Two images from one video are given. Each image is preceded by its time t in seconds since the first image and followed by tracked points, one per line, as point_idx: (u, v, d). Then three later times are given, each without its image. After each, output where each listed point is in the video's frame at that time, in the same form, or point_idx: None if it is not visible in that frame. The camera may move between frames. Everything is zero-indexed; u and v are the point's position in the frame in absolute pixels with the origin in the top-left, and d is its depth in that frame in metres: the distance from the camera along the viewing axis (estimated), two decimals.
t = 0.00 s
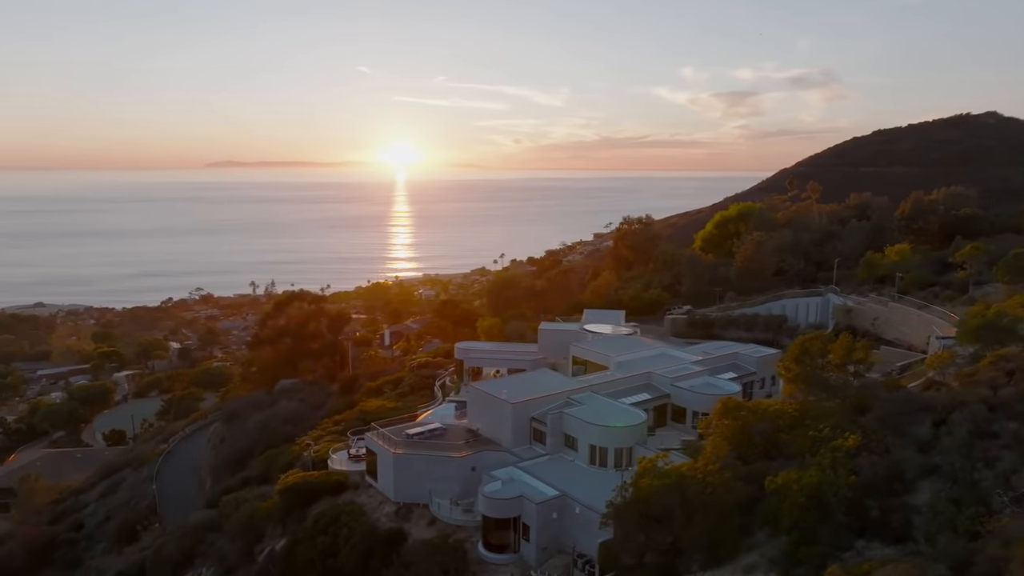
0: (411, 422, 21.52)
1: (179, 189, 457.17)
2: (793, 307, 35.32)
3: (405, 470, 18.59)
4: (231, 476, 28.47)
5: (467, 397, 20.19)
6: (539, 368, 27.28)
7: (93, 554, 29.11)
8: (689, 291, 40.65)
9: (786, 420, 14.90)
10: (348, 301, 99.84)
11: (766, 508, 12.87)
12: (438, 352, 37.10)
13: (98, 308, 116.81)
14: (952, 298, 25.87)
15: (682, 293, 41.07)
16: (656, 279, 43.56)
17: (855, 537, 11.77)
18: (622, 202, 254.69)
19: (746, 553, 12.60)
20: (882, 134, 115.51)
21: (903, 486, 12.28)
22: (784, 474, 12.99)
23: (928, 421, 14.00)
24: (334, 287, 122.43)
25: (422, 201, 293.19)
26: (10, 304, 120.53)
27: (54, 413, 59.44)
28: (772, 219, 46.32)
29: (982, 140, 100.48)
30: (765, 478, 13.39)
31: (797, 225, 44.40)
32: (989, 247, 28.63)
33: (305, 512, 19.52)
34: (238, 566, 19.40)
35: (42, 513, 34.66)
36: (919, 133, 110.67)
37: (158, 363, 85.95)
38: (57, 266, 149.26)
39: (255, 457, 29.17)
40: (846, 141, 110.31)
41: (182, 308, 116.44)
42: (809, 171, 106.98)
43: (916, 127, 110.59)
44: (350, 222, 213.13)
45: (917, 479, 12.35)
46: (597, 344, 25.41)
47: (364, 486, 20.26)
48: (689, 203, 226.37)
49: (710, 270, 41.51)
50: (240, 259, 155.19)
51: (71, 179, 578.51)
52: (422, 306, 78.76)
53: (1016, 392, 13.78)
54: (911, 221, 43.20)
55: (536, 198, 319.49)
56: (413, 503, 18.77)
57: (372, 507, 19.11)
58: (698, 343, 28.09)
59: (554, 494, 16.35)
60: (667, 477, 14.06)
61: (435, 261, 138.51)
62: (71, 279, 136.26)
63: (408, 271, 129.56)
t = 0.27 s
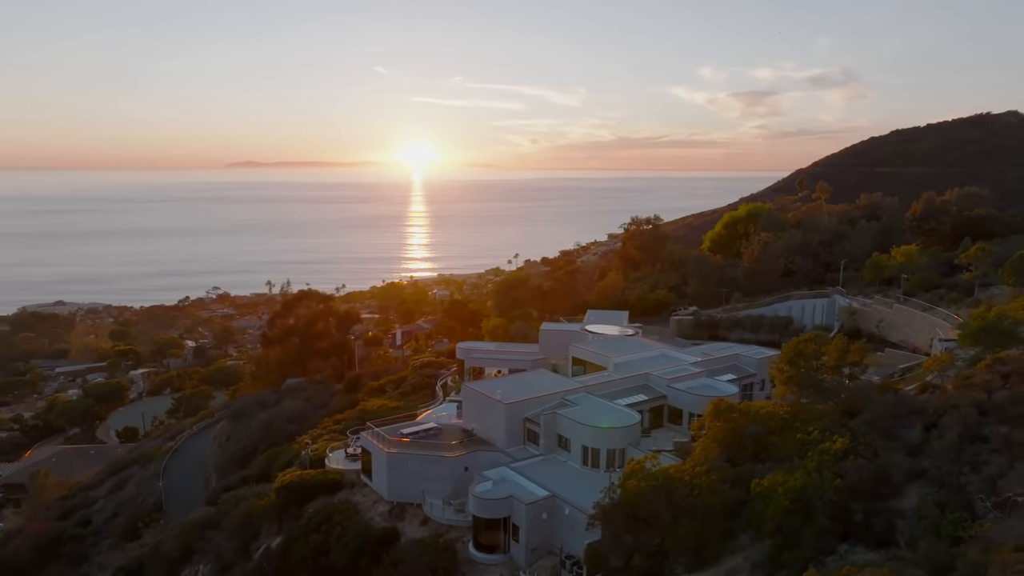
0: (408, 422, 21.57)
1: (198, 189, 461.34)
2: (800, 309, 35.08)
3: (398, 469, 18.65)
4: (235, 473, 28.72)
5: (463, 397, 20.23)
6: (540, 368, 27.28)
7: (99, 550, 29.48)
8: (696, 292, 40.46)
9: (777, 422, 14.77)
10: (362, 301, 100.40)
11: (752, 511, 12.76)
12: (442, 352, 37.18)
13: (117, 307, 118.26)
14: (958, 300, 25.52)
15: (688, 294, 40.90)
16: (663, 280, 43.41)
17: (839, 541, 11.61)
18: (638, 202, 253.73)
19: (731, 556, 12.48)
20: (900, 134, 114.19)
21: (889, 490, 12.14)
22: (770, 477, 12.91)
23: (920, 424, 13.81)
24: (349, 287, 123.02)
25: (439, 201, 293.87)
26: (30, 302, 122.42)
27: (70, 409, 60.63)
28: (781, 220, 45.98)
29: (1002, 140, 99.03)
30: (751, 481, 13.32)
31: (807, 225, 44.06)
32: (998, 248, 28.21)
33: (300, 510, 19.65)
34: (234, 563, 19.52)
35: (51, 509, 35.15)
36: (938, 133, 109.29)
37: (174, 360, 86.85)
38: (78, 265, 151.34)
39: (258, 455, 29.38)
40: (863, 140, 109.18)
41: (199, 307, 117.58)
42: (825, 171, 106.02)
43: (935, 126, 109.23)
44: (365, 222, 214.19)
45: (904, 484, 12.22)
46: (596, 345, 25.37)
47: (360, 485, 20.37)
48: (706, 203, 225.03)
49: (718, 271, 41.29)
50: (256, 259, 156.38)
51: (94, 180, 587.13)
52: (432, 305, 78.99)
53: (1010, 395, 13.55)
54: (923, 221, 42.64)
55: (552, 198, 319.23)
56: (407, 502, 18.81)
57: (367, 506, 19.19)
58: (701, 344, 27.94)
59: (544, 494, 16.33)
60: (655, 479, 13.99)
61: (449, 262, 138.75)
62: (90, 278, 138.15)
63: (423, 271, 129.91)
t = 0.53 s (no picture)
0: (405, 420, 21.66)
1: (217, 189, 465.54)
2: (806, 310, 34.79)
3: (391, 467, 18.70)
4: (238, 469, 28.98)
5: (458, 397, 20.25)
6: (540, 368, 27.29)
7: (105, 544, 29.85)
8: (703, 293, 40.26)
9: (767, 424, 14.63)
10: (376, 301, 100.86)
11: (737, 514, 12.68)
12: (447, 352, 37.30)
13: (135, 305, 119.65)
14: (964, 302, 25.18)
15: (695, 295, 40.67)
16: (671, 281, 43.26)
17: (820, 545, 11.50)
18: (654, 203, 252.69)
19: (713, 559, 12.40)
20: (919, 134, 112.86)
21: (875, 493, 12.03)
22: (756, 480, 12.83)
23: (910, 427, 13.63)
24: (364, 287, 123.58)
25: (455, 201, 294.43)
26: (50, 300, 124.29)
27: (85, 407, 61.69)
28: (790, 221, 45.57)
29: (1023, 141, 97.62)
30: (737, 483, 13.24)
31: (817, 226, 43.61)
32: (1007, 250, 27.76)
33: (296, 508, 19.80)
34: (230, 559, 19.69)
35: (61, 504, 35.63)
36: (958, 132, 107.95)
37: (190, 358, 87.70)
38: (98, 263, 153.30)
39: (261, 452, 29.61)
40: (881, 140, 107.98)
41: (215, 305, 118.68)
42: (843, 171, 105.06)
43: (955, 126, 107.90)
44: (381, 222, 215.21)
45: (890, 487, 12.09)
46: (597, 345, 25.32)
47: (356, 483, 20.48)
48: (723, 203, 223.57)
49: (725, 272, 41.04)
50: (273, 258, 157.54)
51: (115, 180, 594.67)
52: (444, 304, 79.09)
53: (1003, 399, 13.32)
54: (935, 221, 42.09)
55: (568, 197, 318.72)
56: (400, 501, 18.85)
57: (361, 504, 19.29)
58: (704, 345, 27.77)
59: (534, 494, 16.30)
60: (641, 480, 13.97)
61: (463, 262, 138.98)
62: (109, 277, 139.98)
63: (439, 271, 130.21)
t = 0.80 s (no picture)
0: (402, 420, 21.73)
1: (233, 189, 468.42)
2: (812, 311, 34.50)
3: (386, 466, 18.74)
4: (241, 467, 29.15)
5: (454, 397, 20.30)
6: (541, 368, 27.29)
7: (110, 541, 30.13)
8: (708, 294, 40.09)
9: (759, 426, 14.53)
10: (388, 301, 101.11)
11: (725, 516, 12.58)
12: (450, 352, 37.33)
13: (150, 304, 120.69)
14: (968, 303, 24.93)
15: (701, 296, 40.52)
16: (677, 281, 43.13)
17: (806, 548, 11.40)
18: (667, 203, 251.69)
19: (699, 561, 12.32)
20: (936, 133, 111.74)
21: (863, 497, 11.89)
22: (743, 482, 12.75)
23: (902, 431, 13.48)
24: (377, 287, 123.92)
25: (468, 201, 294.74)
26: (67, 299, 125.76)
27: (98, 405, 62.46)
28: (798, 221, 45.24)
29: None
30: (724, 485, 13.17)
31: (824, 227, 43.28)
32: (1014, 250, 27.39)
33: (293, 506, 19.94)
34: (227, 557, 19.83)
35: (70, 501, 35.98)
36: (975, 131, 106.80)
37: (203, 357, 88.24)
38: (115, 263, 154.83)
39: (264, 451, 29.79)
40: (896, 140, 106.95)
41: (229, 305, 119.41)
42: (858, 171, 104.25)
43: (971, 126, 106.78)
44: (395, 222, 215.92)
45: (878, 491, 11.96)
46: (597, 346, 25.28)
47: (352, 482, 20.58)
48: (737, 203, 222.38)
49: (731, 272, 40.81)
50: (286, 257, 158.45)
51: (132, 180, 600.95)
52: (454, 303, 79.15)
53: (997, 401, 13.09)
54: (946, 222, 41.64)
55: (581, 197, 318.13)
56: (395, 500, 18.91)
57: (357, 503, 19.38)
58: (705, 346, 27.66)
59: (525, 495, 16.29)
60: (630, 482, 13.90)
61: (475, 262, 139.07)
62: (124, 276, 141.40)
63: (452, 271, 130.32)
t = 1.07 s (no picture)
0: (399, 419, 21.83)
1: (251, 189, 471.88)
2: (819, 312, 34.15)
3: (381, 465, 18.78)
4: (245, 464, 29.40)
5: (450, 397, 20.33)
6: (543, 368, 27.28)
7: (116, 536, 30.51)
8: (715, 294, 39.89)
9: (750, 428, 14.44)
10: (402, 301, 101.41)
11: (710, 518, 12.51)
12: (454, 352, 37.43)
13: (167, 303, 121.98)
14: (973, 305, 24.65)
15: (708, 297, 40.28)
16: (684, 282, 42.98)
17: (788, 552, 11.29)
18: (684, 203, 250.38)
19: (682, 563, 12.28)
20: (955, 133, 110.32)
21: (847, 500, 11.77)
22: (729, 484, 12.70)
23: (892, 433, 13.32)
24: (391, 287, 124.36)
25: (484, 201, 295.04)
26: (87, 297, 127.41)
27: (113, 402, 63.25)
28: (807, 221, 44.84)
29: None
30: (710, 487, 13.14)
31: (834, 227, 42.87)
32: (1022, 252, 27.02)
33: (289, 503, 20.11)
34: (225, 554, 20.02)
35: (79, 496, 36.46)
36: (995, 130, 105.32)
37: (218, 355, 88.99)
38: (133, 262, 156.68)
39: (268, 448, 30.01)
40: (915, 140, 105.69)
41: (246, 303, 120.45)
42: (875, 170, 103.17)
43: (992, 125, 105.36)
44: (410, 221, 216.67)
45: (864, 494, 11.83)
46: (597, 347, 25.23)
47: (349, 480, 20.67)
48: (754, 204, 220.64)
49: (739, 272, 40.55)
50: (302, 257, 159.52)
51: (152, 180, 607.02)
52: (465, 302, 79.19)
53: (989, 404, 12.88)
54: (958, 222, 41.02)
55: (597, 198, 317.31)
56: (390, 499, 18.96)
57: (352, 502, 19.49)
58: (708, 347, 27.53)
59: (516, 495, 16.27)
60: (616, 483, 13.88)
61: (489, 262, 139.14)
62: (142, 275, 143.03)
63: (466, 271, 130.53)
